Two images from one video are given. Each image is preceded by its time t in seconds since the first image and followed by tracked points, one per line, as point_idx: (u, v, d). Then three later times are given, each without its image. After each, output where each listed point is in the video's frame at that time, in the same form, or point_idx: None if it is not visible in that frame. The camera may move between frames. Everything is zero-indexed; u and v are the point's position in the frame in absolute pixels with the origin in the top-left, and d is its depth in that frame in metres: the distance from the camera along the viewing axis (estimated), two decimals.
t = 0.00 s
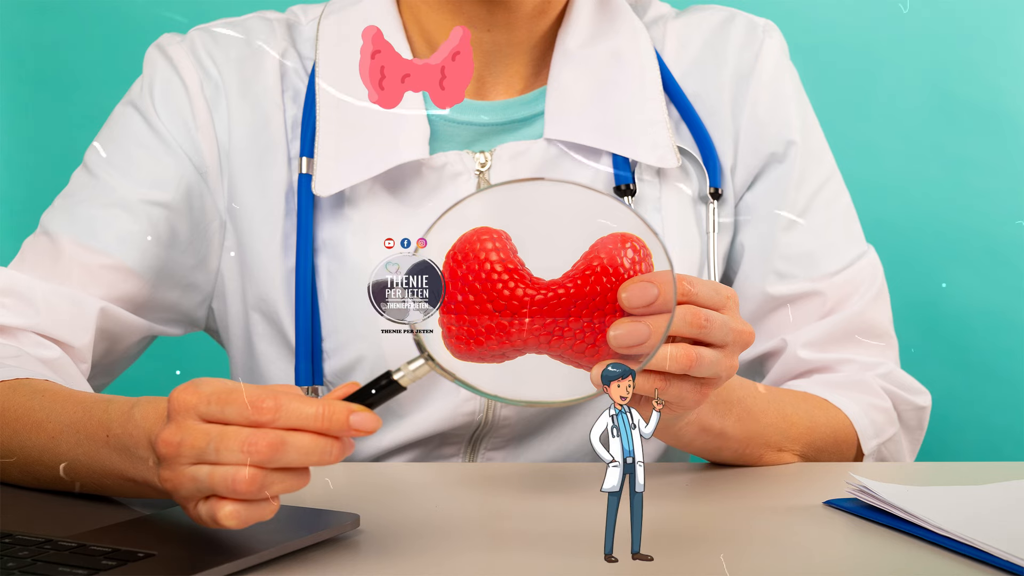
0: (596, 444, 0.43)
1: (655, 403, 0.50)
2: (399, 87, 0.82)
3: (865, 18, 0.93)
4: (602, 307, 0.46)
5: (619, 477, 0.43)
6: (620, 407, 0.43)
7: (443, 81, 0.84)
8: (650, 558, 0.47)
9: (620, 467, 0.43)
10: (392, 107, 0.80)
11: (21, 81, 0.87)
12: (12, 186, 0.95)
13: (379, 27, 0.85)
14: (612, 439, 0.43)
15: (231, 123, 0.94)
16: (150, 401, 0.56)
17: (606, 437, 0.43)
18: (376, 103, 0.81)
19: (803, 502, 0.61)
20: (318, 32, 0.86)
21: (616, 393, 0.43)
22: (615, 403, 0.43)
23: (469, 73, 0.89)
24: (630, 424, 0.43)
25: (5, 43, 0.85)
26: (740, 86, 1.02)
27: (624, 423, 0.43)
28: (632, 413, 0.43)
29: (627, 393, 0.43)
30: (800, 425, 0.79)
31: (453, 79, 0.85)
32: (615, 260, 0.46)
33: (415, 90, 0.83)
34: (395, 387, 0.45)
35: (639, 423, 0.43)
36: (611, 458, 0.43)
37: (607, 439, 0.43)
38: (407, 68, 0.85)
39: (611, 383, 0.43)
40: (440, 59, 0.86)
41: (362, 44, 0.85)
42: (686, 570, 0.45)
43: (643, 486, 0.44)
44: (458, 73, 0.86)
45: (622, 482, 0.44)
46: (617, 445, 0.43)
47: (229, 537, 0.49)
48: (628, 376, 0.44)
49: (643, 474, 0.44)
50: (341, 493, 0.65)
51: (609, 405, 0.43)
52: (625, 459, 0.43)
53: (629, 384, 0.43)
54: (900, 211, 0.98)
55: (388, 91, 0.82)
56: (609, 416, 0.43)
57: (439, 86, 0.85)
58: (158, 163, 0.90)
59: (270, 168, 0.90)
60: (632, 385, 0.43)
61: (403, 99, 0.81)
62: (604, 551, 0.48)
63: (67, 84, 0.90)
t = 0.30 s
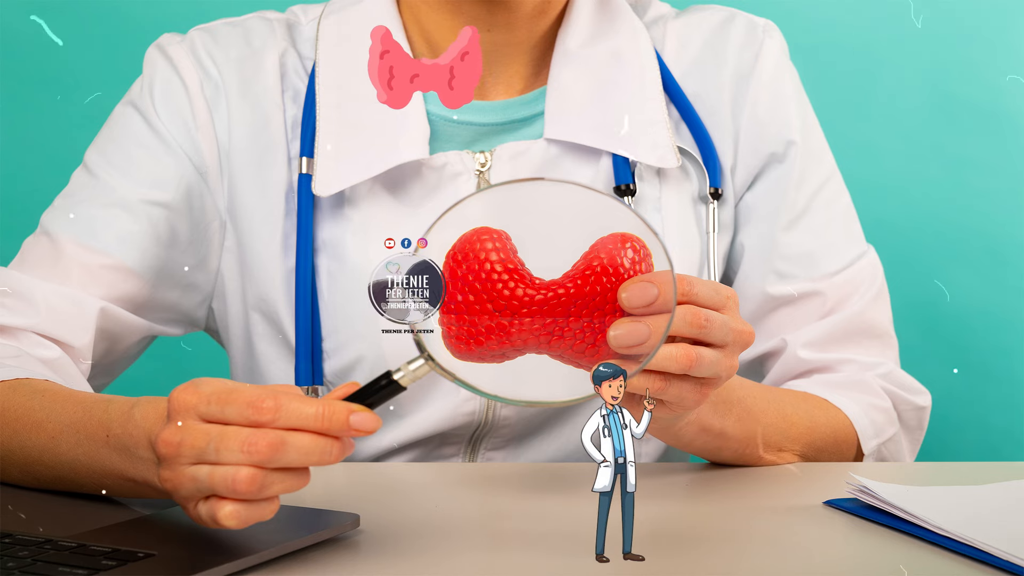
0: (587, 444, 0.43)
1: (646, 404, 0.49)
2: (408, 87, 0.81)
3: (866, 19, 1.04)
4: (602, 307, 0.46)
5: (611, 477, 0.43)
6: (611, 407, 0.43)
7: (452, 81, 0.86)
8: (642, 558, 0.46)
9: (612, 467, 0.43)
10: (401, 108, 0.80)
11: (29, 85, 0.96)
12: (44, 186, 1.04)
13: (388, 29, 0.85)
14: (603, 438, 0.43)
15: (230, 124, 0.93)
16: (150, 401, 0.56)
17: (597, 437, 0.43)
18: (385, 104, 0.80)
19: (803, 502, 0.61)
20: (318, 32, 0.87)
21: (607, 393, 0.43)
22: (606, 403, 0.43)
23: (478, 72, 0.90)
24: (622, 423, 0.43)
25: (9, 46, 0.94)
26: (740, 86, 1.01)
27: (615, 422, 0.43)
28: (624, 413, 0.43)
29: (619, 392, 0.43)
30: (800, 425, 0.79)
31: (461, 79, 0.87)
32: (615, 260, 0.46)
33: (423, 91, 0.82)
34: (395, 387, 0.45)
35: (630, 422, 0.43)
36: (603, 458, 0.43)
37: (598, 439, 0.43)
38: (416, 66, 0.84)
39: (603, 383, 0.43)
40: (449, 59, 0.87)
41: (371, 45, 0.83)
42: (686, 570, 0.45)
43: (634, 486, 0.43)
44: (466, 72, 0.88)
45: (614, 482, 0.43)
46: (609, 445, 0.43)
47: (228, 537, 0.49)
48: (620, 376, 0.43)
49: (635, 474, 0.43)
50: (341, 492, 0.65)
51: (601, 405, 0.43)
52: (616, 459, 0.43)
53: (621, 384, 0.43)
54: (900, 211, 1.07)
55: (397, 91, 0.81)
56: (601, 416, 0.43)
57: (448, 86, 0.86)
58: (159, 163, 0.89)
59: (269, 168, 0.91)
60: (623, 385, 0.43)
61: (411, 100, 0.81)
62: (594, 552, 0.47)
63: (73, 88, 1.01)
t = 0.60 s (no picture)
0: (579, 444, 0.43)
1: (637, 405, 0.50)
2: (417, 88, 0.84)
3: (865, 19, 0.93)
4: (602, 308, 0.46)
5: (602, 477, 0.43)
6: (603, 407, 0.43)
7: (461, 82, 0.87)
8: (633, 558, 0.47)
9: (602, 467, 0.43)
10: (409, 107, 0.81)
11: (29, 85, 0.99)
12: (44, 186, 1.04)
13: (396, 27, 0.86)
14: (594, 439, 0.43)
15: (230, 124, 0.93)
16: (150, 402, 0.56)
17: (588, 437, 0.43)
18: (395, 104, 0.81)
19: (803, 502, 0.61)
20: (318, 32, 0.87)
21: (598, 393, 0.43)
22: (598, 403, 0.43)
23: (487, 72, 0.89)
24: (613, 423, 0.43)
25: (10, 47, 0.97)
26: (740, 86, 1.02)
27: (606, 423, 0.43)
28: (616, 413, 0.43)
29: (610, 392, 0.43)
30: (800, 425, 0.79)
31: (470, 80, 0.87)
32: (615, 260, 0.46)
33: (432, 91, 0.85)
34: (395, 387, 0.45)
35: (621, 423, 0.43)
36: (594, 458, 0.43)
37: (589, 439, 0.43)
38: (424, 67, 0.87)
39: (594, 383, 0.43)
40: (458, 60, 0.88)
41: (380, 44, 0.85)
42: (685, 570, 0.45)
43: (626, 487, 0.43)
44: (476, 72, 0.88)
45: (605, 482, 0.43)
46: (600, 445, 0.43)
47: (229, 537, 0.49)
48: (611, 377, 0.44)
49: (625, 474, 0.43)
50: (341, 492, 0.65)
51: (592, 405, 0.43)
52: (607, 459, 0.43)
53: (612, 384, 0.43)
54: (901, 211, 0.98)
55: (406, 91, 0.83)
56: (592, 416, 0.43)
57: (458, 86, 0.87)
58: (159, 163, 0.89)
59: (269, 168, 0.90)
60: (615, 385, 0.43)
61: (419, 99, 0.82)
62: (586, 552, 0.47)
63: (73, 88, 1.04)
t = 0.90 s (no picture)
0: (570, 444, 0.43)
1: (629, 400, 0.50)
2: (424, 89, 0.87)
3: (865, 19, 1.07)
4: (602, 307, 0.46)
5: (593, 476, 0.43)
6: (594, 407, 0.43)
7: (470, 82, 0.91)
8: (625, 558, 0.47)
9: (594, 467, 0.43)
10: (417, 107, 0.84)
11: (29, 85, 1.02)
12: (44, 186, 1.05)
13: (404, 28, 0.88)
14: (586, 439, 0.43)
15: (230, 124, 0.93)
16: (150, 402, 0.56)
17: (579, 437, 0.43)
18: (403, 103, 0.83)
19: (803, 502, 0.61)
20: (318, 32, 0.87)
21: (590, 394, 0.43)
22: (589, 403, 0.43)
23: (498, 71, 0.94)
24: (605, 424, 0.43)
25: (10, 47, 1.01)
26: (740, 86, 1.01)
27: (598, 423, 0.43)
28: (607, 413, 0.43)
29: (602, 392, 0.43)
30: (800, 425, 0.79)
31: (479, 79, 0.92)
32: (615, 260, 0.46)
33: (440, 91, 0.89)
34: (395, 387, 0.45)
35: (613, 422, 0.43)
36: (585, 458, 0.43)
37: (581, 439, 0.43)
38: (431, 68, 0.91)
39: (586, 383, 0.43)
40: (466, 60, 0.93)
41: (389, 44, 0.87)
42: (686, 570, 0.45)
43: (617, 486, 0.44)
44: (484, 73, 0.92)
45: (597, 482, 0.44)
46: (592, 445, 0.43)
47: (229, 537, 0.49)
48: (603, 377, 0.43)
49: (617, 473, 0.44)
50: (341, 492, 0.65)
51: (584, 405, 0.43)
52: (599, 459, 0.43)
53: (604, 384, 0.43)
54: (901, 211, 1.07)
55: (413, 92, 0.85)
56: (584, 417, 0.43)
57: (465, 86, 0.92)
58: (159, 163, 0.89)
59: (269, 168, 0.90)
60: (606, 385, 0.43)
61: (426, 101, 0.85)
62: (577, 552, 0.47)
63: (72, 87, 1.07)
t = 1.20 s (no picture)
0: (563, 444, 0.45)
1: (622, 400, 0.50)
2: (435, 87, 0.84)
3: (866, 19, 1.08)
4: (602, 308, 0.46)
5: (585, 476, 0.45)
6: (585, 407, 0.45)
7: (479, 82, 0.89)
8: (617, 558, 0.47)
9: (586, 467, 0.45)
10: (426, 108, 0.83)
11: (29, 86, 1.00)
12: (44, 186, 1.05)
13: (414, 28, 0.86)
14: (577, 438, 0.45)
15: (230, 124, 0.93)
16: (150, 402, 0.56)
17: (571, 438, 0.45)
18: (413, 104, 0.82)
19: (803, 502, 0.61)
20: (318, 32, 0.87)
21: (582, 393, 0.44)
22: (580, 403, 0.45)
23: (505, 71, 0.91)
24: (595, 424, 0.45)
25: (10, 47, 0.99)
26: (740, 86, 1.01)
27: (588, 423, 0.45)
28: (597, 414, 0.45)
29: (593, 392, 0.45)
30: (800, 425, 0.79)
31: (488, 80, 0.89)
32: (615, 260, 0.46)
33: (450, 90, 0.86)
34: (395, 387, 0.45)
35: (603, 423, 0.45)
36: (577, 458, 0.45)
37: (572, 438, 0.45)
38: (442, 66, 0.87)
39: (577, 383, 0.44)
40: (476, 59, 0.90)
41: (398, 45, 0.85)
42: (686, 570, 0.45)
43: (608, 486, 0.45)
44: (494, 73, 0.90)
45: (588, 482, 0.45)
46: (583, 444, 0.45)
47: (229, 537, 0.49)
48: (594, 377, 0.45)
49: (608, 473, 0.45)
50: (341, 492, 0.65)
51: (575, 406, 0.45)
52: (590, 459, 0.45)
53: (595, 384, 0.44)
54: (900, 211, 1.08)
55: (424, 91, 0.83)
56: (575, 416, 0.45)
57: (476, 86, 0.89)
58: (158, 163, 0.89)
59: (269, 168, 0.90)
60: (597, 385, 0.44)
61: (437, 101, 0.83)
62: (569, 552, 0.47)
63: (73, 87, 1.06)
